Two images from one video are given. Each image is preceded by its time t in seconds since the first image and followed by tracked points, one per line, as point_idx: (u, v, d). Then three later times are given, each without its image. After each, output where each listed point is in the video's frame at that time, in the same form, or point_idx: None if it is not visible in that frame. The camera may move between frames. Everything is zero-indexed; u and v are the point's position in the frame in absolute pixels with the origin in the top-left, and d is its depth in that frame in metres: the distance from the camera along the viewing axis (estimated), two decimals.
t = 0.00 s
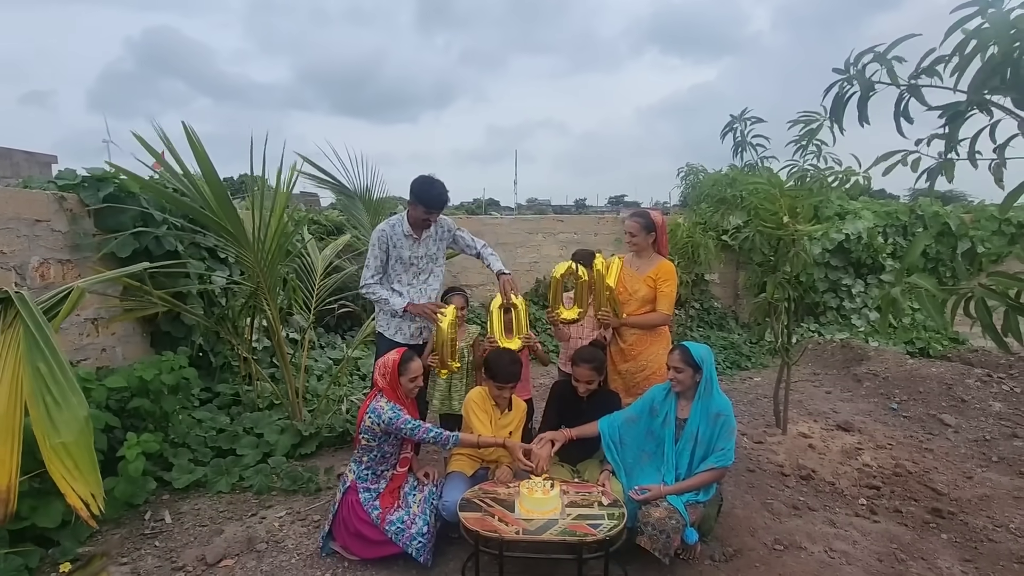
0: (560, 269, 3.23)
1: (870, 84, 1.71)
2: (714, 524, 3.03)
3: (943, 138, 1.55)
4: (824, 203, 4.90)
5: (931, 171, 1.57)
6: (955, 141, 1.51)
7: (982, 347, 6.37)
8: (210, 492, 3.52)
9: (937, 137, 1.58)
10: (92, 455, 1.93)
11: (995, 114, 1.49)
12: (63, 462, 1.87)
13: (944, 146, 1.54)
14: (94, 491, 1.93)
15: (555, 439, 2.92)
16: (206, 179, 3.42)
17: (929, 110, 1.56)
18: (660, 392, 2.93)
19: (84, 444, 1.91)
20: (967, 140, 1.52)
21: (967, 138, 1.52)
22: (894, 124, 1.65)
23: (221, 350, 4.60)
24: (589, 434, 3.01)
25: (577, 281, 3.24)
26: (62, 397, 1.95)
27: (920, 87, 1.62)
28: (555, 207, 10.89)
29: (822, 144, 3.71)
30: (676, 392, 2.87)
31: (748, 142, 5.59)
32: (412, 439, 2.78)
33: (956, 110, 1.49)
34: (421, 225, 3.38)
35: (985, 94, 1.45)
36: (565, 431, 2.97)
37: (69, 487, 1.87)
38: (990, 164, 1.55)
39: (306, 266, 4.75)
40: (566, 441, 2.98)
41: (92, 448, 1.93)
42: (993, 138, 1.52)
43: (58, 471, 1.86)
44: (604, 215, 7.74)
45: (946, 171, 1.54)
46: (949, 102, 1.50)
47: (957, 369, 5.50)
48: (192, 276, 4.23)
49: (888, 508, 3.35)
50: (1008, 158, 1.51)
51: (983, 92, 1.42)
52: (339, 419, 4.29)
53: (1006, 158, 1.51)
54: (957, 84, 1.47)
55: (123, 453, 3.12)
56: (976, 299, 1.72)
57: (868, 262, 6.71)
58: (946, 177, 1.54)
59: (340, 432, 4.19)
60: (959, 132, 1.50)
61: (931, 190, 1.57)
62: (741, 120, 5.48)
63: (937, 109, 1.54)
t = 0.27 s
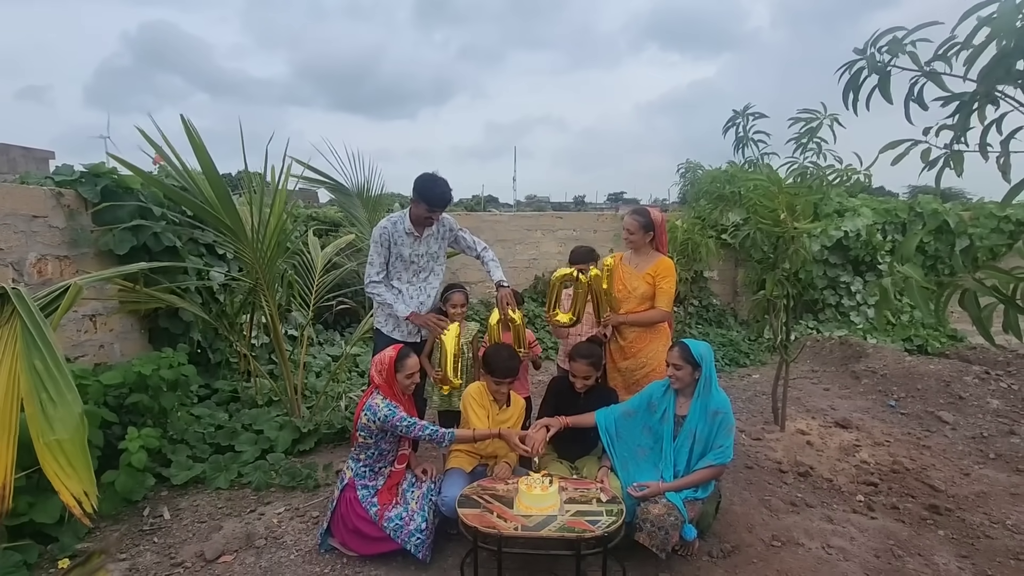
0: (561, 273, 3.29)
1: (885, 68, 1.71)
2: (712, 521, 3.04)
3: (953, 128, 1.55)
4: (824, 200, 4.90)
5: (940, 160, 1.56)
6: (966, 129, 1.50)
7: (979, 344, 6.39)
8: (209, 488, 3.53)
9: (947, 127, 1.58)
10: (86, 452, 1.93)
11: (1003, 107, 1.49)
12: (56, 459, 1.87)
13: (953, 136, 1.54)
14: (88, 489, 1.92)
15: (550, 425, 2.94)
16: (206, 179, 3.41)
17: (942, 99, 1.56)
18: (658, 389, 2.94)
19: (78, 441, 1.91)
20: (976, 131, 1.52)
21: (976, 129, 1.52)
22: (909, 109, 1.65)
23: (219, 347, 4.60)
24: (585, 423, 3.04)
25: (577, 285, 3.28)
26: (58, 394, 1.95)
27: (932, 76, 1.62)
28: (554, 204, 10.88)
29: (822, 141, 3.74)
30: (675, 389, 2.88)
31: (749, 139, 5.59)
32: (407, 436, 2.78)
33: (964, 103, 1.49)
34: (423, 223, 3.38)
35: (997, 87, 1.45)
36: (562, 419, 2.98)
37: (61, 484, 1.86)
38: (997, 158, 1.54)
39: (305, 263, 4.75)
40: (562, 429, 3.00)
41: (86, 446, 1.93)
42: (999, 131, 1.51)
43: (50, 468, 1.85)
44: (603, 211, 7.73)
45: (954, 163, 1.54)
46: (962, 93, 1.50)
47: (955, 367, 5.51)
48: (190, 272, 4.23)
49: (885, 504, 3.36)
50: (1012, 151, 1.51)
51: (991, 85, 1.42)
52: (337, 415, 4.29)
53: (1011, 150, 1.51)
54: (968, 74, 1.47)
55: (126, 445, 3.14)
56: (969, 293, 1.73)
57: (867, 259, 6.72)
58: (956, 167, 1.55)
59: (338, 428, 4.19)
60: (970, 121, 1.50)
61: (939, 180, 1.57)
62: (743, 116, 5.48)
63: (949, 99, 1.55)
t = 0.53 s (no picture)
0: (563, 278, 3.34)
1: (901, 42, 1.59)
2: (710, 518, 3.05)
3: (960, 116, 1.48)
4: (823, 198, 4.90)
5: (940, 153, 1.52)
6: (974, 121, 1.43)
7: (977, 343, 6.40)
8: (208, 485, 3.53)
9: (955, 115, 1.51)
10: (49, 453, 1.85)
11: None
12: (17, 460, 1.81)
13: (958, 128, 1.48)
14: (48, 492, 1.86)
15: (547, 428, 2.92)
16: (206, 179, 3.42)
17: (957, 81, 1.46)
18: (656, 387, 2.94)
19: (40, 443, 1.84)
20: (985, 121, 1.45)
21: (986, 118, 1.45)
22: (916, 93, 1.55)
23: (218, 344, 4.60)
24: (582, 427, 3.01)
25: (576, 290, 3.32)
26: (28, 390, 1.88)
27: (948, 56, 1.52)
28: (553, 202, 10.88)
29: (822, 139, 3.72)
30: (673, 388, 2.89)
31: (748, 137, 5.59)
32: (402, 434, 2.78)
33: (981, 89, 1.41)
34: (424, 221, 3.38)
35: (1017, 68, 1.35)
36: (557, 420, 2.97)
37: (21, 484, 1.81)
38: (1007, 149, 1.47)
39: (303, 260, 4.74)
40: (559, 431, 2.98)
41: (49, 446, 1.85)
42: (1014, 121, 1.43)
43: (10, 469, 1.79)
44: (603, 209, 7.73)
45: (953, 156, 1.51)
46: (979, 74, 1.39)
47: (953, 365, 5.53)
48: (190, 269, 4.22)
49: (883, 502, 3.37)
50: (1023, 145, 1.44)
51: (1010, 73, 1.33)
52: (337, 413, 4.30)
53: None
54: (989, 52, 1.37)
55: (124, 441, 3.14)
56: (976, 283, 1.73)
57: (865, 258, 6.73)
58: (955, 160, 1.51)
59: (338, 425, 4.20)
60: (982, 107, 1.42)
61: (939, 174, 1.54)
62: (743, 114, 5.48)
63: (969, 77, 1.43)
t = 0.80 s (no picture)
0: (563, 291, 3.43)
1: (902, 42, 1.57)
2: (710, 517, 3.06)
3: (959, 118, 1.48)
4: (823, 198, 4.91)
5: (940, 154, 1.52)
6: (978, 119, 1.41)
7: (977, 343, 6.41)
8: (208, 482, 3.53)
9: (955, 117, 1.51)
10: (42, 450, 1.87)
11: None
12: (11, 455, 1.84)
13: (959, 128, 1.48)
14: (40, 489, 1.87)
15: (544, 429, 2.93)
16: (202, 177, 3.43)
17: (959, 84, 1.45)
18: (654, 388, 2.95)
19: (34, 440, 1.86)
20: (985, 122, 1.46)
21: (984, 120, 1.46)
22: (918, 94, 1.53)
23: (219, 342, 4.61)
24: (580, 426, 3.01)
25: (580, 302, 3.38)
26: (22, 387, 1.90)
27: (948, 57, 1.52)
28: (553, 201, 10.88)
29: (821, 138, 3.74)
30: (672, 388, 2.90)
31: (748, 137, 5.59)
32: (398, 432, 2.78)
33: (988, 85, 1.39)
34: (427, 218, 3.39)
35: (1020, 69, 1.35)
36: (556, 421, 2.98)
37: (14, 480, 1.84)
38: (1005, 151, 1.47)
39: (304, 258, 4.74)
40: (557, 432, 2.99)
41: (42, 443, 1.87)
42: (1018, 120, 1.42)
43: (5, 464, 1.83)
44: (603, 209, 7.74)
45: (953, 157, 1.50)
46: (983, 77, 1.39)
47: (952, 365, 5.54)
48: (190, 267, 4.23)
49: (882, 501, 3.38)
50: None
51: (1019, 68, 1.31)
52: (337, 411, 4.31)
53: None
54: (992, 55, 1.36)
55: (123, 440, 3.13)
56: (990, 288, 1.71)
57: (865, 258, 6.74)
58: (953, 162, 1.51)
59: (338, 423, 4.21)
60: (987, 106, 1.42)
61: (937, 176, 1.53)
62: (742, 114, 5.49)
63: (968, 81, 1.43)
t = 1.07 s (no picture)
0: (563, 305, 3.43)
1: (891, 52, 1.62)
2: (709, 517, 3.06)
3: (950, 122, 1.48)
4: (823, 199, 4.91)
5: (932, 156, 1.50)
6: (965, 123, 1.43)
7: (976, 343, 6.41)
8: (208, 481, 3.54)
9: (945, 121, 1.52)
10: (47, 445, 1.88)
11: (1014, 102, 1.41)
12: (14, 452, 1.85)
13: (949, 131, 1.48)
14: (46, 484, 1.88)
15: (542, 431, 2.93)
16: (202, 177, 3.44)
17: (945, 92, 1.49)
18: (652, 389, 2.95)
19: (37, 435, 1.88)
20: (977, 126, 1.45)
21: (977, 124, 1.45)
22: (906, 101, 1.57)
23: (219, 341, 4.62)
24: (579, 426, 3.01)
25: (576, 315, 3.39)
26: (25, 383, 1.92)
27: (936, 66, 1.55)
28: (553, 201, 10.87)
29: (821, 139, 3.73)
30: (669, 388, 2.90)
31: (747, 138, 5.59)
32: (395, 432, 2.79)
33: (973, 92, 1.41)
34: (430, 217, 3.40)
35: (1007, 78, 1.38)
36: (554, 423, 2.98)
37: (18, 477, 1.83)
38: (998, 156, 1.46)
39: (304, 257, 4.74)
40: (555, 434, 2.99)
41: (47, 439, 1.89)
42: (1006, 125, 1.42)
43: (8, 461, 1.83)
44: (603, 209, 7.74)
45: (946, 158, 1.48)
46: (967, 87, 1.43)
47: (951, 366, 5.54)
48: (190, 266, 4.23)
49: (881, 502, 3.38)
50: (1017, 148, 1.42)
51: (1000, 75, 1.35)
52: (337, 410, 4.32)
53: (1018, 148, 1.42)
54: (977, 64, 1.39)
55: (122, 441, 3.12)
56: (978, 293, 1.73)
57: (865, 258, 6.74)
58: (945, 165, 1.49)
59: (338, 422, 4.21)
60: (974, 114, 1.43)
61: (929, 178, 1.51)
62: (741, 116, 5.49)
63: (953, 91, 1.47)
